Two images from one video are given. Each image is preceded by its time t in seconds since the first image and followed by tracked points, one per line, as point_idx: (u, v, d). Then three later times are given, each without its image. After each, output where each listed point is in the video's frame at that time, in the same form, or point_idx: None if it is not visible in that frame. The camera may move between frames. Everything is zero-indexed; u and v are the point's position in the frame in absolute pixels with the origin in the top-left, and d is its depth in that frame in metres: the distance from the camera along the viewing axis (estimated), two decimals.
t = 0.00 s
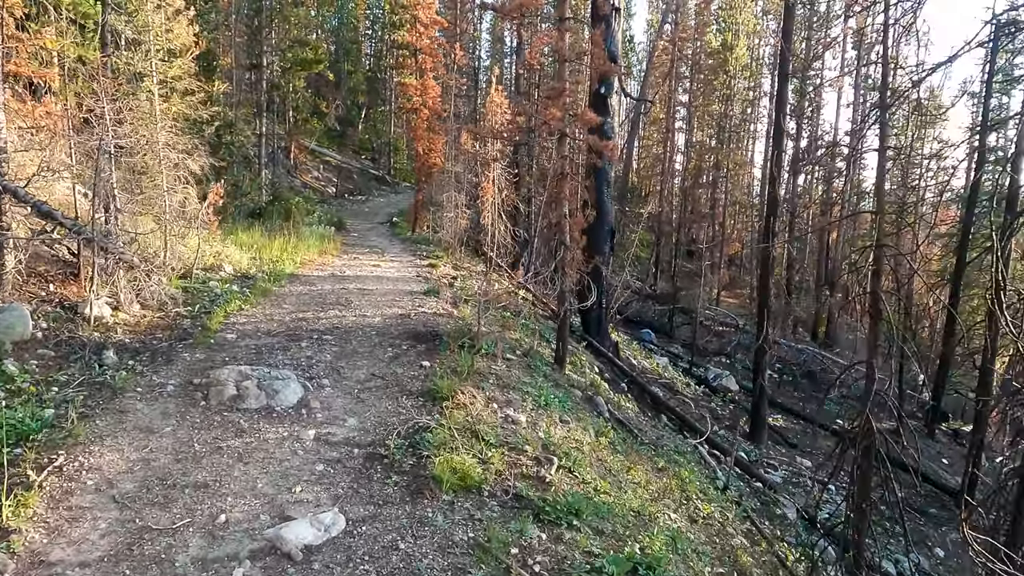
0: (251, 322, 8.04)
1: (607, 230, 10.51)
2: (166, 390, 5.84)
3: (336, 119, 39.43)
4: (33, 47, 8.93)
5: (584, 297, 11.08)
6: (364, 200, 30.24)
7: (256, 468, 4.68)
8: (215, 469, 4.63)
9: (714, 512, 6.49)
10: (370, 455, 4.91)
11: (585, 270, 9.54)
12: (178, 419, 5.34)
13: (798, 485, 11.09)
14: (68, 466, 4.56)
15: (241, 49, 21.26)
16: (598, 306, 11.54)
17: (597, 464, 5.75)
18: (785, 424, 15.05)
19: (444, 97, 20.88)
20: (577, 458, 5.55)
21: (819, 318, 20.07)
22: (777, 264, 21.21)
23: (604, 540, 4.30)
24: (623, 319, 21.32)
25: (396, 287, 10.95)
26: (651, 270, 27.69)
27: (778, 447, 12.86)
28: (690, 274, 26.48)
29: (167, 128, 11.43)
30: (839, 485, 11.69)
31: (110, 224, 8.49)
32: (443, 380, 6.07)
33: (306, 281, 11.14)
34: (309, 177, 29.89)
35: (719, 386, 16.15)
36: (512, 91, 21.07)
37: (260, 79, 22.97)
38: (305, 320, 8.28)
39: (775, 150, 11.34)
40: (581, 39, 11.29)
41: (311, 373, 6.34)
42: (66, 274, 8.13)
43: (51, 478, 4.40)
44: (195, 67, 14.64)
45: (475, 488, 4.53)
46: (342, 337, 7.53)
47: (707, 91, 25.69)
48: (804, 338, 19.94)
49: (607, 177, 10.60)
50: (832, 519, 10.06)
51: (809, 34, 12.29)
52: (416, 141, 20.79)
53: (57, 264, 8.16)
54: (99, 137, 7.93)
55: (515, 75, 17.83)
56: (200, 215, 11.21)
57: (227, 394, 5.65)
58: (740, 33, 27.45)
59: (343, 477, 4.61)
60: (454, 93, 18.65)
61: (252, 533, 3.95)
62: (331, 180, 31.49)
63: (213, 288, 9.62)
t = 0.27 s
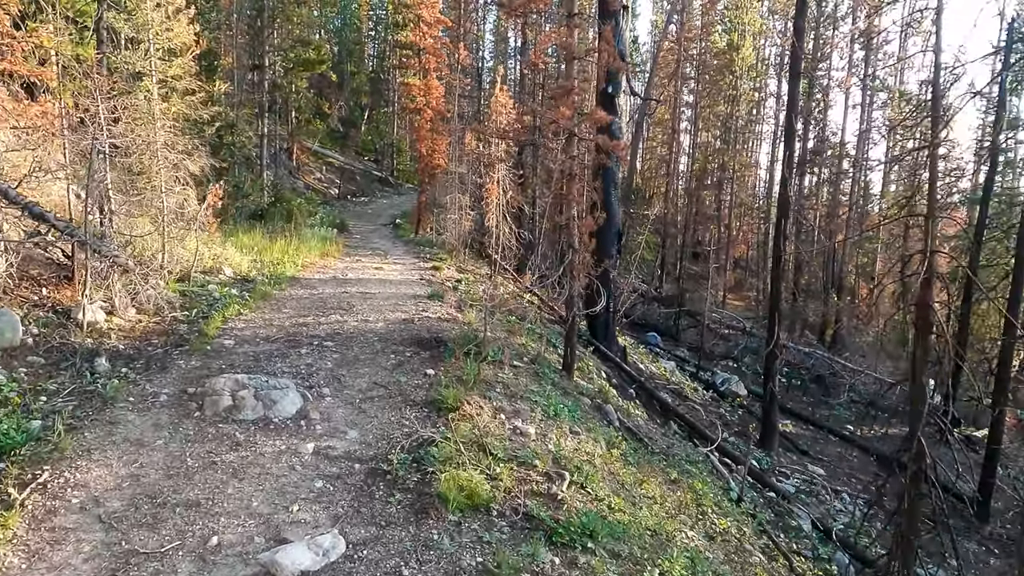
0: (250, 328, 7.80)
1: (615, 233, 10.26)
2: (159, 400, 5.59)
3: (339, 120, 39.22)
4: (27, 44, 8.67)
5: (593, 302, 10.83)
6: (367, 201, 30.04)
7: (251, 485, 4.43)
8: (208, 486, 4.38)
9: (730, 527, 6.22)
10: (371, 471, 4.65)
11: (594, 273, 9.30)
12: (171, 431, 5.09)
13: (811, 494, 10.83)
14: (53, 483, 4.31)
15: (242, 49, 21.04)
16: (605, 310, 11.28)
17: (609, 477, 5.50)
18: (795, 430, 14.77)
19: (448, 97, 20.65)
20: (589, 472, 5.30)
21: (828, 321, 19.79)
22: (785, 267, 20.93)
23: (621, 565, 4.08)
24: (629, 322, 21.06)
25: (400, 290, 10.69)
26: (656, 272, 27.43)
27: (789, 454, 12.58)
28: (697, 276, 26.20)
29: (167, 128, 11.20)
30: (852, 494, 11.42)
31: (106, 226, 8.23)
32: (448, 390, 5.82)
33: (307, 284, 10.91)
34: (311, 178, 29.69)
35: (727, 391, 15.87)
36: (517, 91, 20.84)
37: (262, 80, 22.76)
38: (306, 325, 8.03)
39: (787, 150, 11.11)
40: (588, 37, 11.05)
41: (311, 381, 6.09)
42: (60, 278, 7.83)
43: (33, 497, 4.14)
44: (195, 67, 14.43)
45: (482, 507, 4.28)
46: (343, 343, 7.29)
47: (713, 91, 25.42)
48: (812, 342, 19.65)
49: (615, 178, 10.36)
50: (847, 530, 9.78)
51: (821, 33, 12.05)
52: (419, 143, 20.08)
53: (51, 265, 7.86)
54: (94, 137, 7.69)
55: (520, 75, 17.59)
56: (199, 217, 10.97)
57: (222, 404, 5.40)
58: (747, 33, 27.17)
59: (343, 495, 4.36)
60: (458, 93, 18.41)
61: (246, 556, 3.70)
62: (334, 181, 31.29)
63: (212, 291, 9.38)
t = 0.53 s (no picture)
0: (246, 331, 7.51)
1: (622, 233, 9.97)
2: (148, 408, 5.30)
3: (341, 121, 39.01)
4: (17, 37, 8.42)
5: (602, 305, 10.53)
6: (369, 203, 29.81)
7: (241, 500, 4.13)
8: (195, 503, 4.07)
9: (748, 541, 5.91)
10: (371, 485, 4.35)
11: (602, 275, 9.01)
12: (158, 441, 4.80)
13: (826, 503, 10.51)
14: (30, 498, 4.02)
15: (243, 48, 20.81)
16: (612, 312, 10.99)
17: (622, 491, 5.19)
18: (806, 434, 14.42)
19: (451, 97, 20.35)
20: (602, 485, 5.00)
21: (837, 324, 19.43)
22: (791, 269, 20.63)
23: None
24: (635, 325, 20.74)
25: (402, 292, 10.40)
26: (661, 274, 27.10)
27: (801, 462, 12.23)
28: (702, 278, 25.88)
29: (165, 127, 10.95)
30: (867, 503, 11.08)
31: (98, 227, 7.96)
32: (451, 398, 5.51)
33: (307, 286, 10.61)
34: (313, 179, 29.46)
35: (735, 395, 15.54)
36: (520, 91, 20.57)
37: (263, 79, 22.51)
38: (305, 328, 7.75)
39: (798, 148, 10.82)
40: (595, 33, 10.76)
41: (308, 388, 5.78)
42: (49, 279, 7.57)
43: (7, 513, 3.85)
44: (195, 65, 14.17)
45: (488, 524, 3.98)
46: (342, 348, 6.99)
47: (719, 92, 25.14)
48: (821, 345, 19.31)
49: (622, 178, 10.08)
50: (864, 541, 9.43)
51: (833, 31, 11.77)
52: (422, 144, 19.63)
53: (40, 267, 7.59)
54: (87, 133, 7.41)
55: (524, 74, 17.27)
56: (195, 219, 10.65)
57: (214, 413, 5.10)
58: (753, 34, 26.89)
59: (340, 511, 4.06)
60: (461, 92, 18.16)
61: None
62: (336, 183, 31.04)
63: (208, 293, 9.09)
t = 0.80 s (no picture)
0: (243, 337, 7.22)
1: (631, 236, 9.68)
2: (135, 420, 5.00)
3: (342, 123, 38.78)
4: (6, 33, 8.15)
5: (614, 310, 10.21)
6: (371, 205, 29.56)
7: (232, 522, 3.83)
8: (182, 526, 3.77)
9: (770, 560, 5.60)
10: (371, 507, 4.05)
11: (612, 279, 8.69)
12: (145, 457, 4.50)
13: (841, 513, 10.19)
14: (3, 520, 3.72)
15: (243, 48, 20.56)
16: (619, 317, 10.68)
17: (638, 508, 4.89)
18: (817, 441, 14.09)
19: (454, 97, 20.10)
20: (617, 502, 4.70)
21: (846, 328, 19.13)
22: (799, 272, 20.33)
23: None
24: (640, 329, 20.45)
25: (404, 296, 10.11)
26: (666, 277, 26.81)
27: (813, 470, 11.92)
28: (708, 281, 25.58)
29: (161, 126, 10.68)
30: (882, 512, 10.76)
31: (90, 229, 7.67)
32: (456, 409, 5.21)
33: (307, 289, 10.34)
34: (314, 181, 29.21)
35: (744, 401, 15.21)
36: (524, 91, 20.31)
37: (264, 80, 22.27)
38: (304, 334, 7.47)
39: (811, 149, 10.51)
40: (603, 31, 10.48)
41: (305, 398, 5.49)
42: (38, 282, 7.29)
43: None
44: (194, 64, 13.92)
45: (499, 549, 3.68)
46: (342, 354, 6.70)
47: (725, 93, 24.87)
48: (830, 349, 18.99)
49: (631, 179, 9.79)
50: (883, 553, 9.11)
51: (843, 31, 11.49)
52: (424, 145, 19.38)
53: (29, 270, 7.30)
54: (80, 131, 7.14)
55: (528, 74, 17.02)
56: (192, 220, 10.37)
57: (205, 425, 4.81)
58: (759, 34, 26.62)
59: (338, 535, 3.76)
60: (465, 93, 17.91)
61: None
62: (338, 185, 30.78)
63: (204, 297, 8.81)
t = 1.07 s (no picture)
0: (241, 339, 6.92)
1: (641, 235, 9.37)
2: (125, 428, 4.70)
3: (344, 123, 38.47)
4: None
5: (626, 311, 9.90)
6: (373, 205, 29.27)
7: (225, 542, 3.52)
8: (171, 546, 3.47)
9: None
10: (376, 526, 3.74)
11: (626, 278, 8.35)
12: (134, 468, 4.20)
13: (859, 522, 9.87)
14: None
15: (244, 47, 20.29)
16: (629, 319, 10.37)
17: (660, 523, 4.59)
18: (829, 445, 13.76)
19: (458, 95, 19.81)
20: (639, 517, 4.40)
21: (856, 330, 18.80)
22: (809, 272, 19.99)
23: None
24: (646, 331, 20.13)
25: (408, 297, 9.82)
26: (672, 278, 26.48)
27: (827, 476, 11.59)
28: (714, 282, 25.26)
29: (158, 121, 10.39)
30: (901, 520, 10.43)
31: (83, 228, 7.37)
32: (465, 418, 4.91)
33: (308, 290, 10.05)
34: (316, 181, 28.91)
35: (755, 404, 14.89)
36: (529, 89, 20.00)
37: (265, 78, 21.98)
38: (303, 336, 7.15)
39: (826, 147, 10.21)
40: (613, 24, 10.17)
41: (305, 404, 5.18)
42: (29, 282, 6.99)
43: None
44: (193, 60, 13.63)
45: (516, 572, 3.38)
46: (344, 358, 6.40)
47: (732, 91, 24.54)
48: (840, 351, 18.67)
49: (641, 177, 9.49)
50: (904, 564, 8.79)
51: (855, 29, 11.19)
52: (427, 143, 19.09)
53: (19, 269, 7.01)
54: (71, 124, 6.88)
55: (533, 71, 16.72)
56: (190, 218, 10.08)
57: (199, 434, 4.51)
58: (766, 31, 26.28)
59: (340, 557, 3.45)
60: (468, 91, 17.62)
61: None
62: (340, 185, 30.50)
63: (202, 298, 8.51)
